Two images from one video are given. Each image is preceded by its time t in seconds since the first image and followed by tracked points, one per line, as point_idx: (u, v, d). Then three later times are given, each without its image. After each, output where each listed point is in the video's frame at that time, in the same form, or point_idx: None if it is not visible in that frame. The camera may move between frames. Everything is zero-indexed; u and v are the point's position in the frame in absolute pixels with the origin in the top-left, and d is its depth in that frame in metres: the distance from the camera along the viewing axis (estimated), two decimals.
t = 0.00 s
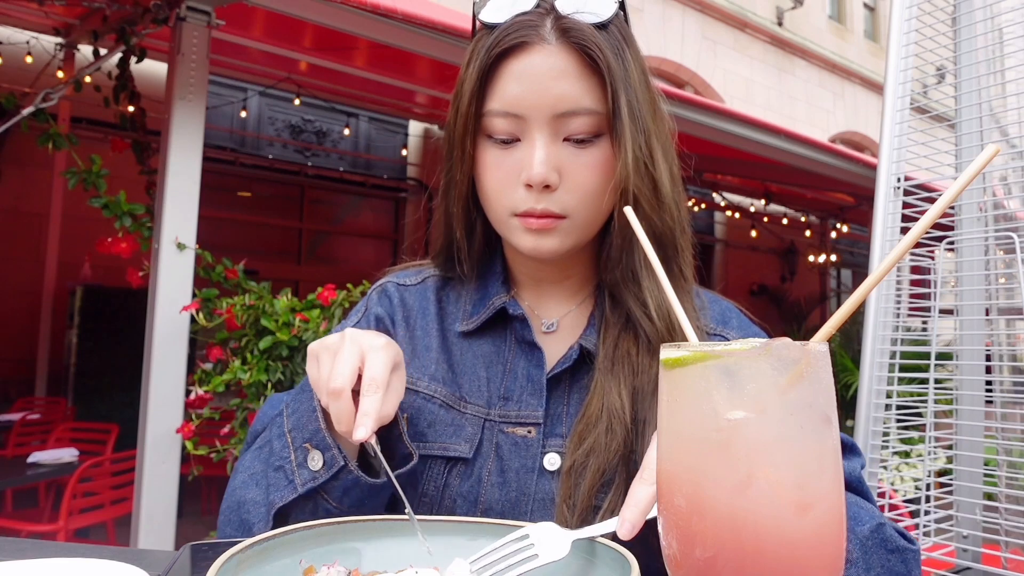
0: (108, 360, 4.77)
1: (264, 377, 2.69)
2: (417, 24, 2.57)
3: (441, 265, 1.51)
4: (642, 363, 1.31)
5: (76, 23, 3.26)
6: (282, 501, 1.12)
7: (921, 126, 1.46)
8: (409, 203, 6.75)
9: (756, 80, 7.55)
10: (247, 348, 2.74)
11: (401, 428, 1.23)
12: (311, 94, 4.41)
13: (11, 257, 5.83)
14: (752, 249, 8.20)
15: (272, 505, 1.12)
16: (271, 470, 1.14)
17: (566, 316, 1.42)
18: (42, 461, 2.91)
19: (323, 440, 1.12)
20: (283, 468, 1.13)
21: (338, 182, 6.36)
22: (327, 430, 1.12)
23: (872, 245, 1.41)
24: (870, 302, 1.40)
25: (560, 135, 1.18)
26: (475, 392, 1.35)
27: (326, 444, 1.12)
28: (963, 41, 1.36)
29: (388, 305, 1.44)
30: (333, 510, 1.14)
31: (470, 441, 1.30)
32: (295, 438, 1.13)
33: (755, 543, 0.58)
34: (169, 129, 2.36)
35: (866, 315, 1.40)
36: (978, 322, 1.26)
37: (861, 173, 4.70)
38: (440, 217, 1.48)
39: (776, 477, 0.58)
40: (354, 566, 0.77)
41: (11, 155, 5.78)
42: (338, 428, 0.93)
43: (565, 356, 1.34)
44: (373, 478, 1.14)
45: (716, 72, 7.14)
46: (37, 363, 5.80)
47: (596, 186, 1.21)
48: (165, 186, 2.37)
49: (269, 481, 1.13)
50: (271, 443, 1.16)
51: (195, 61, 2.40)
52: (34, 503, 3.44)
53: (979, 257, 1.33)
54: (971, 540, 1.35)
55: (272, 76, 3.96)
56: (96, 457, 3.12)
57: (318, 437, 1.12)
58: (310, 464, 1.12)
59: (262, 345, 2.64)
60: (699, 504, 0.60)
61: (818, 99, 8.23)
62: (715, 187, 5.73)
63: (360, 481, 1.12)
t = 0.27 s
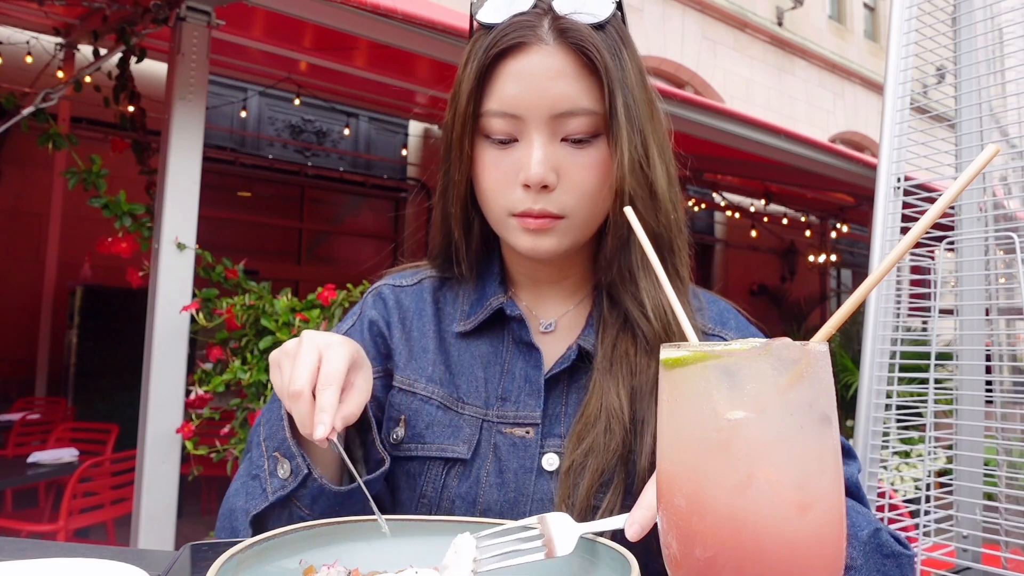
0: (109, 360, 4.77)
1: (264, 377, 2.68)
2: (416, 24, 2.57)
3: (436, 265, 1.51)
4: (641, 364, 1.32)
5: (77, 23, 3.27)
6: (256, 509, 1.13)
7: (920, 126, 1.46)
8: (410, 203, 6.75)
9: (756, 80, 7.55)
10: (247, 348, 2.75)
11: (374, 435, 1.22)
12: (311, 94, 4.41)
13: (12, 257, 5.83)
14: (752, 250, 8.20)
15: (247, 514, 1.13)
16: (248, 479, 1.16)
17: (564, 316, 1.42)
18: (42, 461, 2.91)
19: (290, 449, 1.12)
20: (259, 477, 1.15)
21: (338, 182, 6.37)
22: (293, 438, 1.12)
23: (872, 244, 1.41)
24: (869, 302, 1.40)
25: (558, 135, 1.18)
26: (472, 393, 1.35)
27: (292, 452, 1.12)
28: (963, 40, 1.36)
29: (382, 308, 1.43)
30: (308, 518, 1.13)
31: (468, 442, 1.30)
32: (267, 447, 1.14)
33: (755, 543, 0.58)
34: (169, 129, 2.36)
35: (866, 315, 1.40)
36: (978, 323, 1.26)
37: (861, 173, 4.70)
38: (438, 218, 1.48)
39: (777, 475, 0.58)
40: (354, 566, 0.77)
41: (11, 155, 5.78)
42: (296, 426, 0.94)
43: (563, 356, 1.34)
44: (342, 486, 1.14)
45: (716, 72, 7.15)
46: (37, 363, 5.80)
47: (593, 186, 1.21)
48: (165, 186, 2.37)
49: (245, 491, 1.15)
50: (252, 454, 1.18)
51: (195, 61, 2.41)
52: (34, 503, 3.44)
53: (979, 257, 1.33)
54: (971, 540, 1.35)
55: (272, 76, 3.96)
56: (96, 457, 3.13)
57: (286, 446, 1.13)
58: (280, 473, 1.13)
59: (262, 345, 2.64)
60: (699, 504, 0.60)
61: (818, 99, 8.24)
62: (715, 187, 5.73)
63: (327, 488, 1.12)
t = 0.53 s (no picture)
0: (109, 360, 4.77)
1: (264, 377, 2.67)
2: (417, 24, 2.57)
3: (427, 263, 1.51)
4: (633, 362, 1.33)
5: (76, 23, 3.27)
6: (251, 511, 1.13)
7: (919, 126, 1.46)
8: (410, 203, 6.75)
9: (756, 80, 7.55)
10: (247, 348, 2.74)
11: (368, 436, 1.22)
12: (311, 94, 4.41)
13: (12, 257, 5.83)
14: (752, 249, 8.20)
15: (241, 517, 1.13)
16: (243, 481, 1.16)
17: (556, 315, 1.42)
18: (42, 461, 2.90)
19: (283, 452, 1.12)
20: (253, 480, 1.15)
21: (338, 182, 6.36)
22: (213, 482, 1.01)
23: (872, 243, 1.41)
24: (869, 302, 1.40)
25: (544, 130, 1.18)
26: (464, 393, 1.34)
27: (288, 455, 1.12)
28: (963, 40, 1.36)
29: (376, 307, 1.42)
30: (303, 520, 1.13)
31: (460, 443, 1.30)
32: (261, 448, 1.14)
33: (755, 541, 0.58)
34: (169, 129, 2.36)
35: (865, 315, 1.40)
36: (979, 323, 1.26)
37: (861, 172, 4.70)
38: (430, 217, 1.47)
39: (777, 474, 0.58)
40: (354, 566, 0.77)
41: (11, 155, 5.79)
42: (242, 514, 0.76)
43: (559, 357, 1.34)
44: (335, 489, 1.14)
45: (716, 72, 7.15)
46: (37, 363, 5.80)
47: (580, 180, 1.21)
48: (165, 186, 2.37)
49: (176, 523, 1.03)
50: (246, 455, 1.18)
51: (195, 61, 2.41)
52: (34, 503, 3.44)
53: (979, 258, 1.33)
54: (971, 540, 1.35)
55: (272, 76, 3.96)
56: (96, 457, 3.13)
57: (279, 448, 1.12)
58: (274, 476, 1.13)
59: (262, 345, 2.64)
60: (699, 504, 0.60)
61: (819, 99, 8.24)
62: (715, 187, 5.73)
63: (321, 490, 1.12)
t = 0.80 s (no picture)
0: (109, 360, 4.77)
1: (264, 377, 2.68)
2: (417, 24, 2.57)
3: (427, 263, 1.51)
4: (633, 362, 1.33)
5: (76, 23, 3.27)
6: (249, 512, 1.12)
7: (919, 126, 1.46)
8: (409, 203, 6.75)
9: (756, 80, 7.55)
10: (247, 348, 2.74)
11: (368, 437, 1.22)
12: (311, 94, 4.41)
13: (11, 257, 5.83)
14: (751, 249, 8.20)
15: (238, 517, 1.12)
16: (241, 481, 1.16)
17: (556, 314, 1.42)
18: (42, 461, 2.90)
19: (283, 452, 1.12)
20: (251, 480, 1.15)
21: (338, 182, 6.36)
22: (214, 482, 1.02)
23: (872, 243, 1.41)
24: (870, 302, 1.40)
25: (543, 129, 1.18)
26: (464, 393, 1.35)
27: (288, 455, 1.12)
28: (963, 40, 1.36)
29: (376, 307, 1.42)
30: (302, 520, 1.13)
31: (459, 443, 1.30)
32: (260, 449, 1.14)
33: (754, 541, 0.58)
34: (170, 130, 2.36)
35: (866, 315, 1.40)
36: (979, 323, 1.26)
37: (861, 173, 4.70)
38: (430, 217, 1.46)
39: (776, 474, 0.58)
40: (354, 566, 0.77)
41: (11, 155, 5.79)
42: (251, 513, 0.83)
43: (558, 356, 1.34)
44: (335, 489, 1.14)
45: (716, 72, 7.15)
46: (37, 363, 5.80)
47: (579, 179, 1.21)
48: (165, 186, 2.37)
49: (177, 524, 1.05)
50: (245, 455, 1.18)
51: (195, 61, 2.41)
52: (33, 503, 3.44)
53: (979, 258, 1.33)
54: (971, 540, 1.35)
55: (272, 76, 3.97)
56: (96, 457, 3.13)
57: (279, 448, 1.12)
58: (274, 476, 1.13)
59: (262, 345, 2.64)
60: (699, 504, 0.60)
61: (819, 99, 8.23)
62: (715, 187, 5.72)
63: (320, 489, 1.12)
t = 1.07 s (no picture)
0: (109, 360, 4.77)
1: (264, 377, 2.68)
2: (417, 24, 2.57)
3: (428, 263, 1.51)
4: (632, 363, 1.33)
5: (76, 23, 3.27)
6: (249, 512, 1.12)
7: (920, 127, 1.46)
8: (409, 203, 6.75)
9: (756, 79, 7.55)
10: (247, 348, 2.75)
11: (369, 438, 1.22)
12: (311, 94, 4.41)
13: (12, 257, 5.84)
14: (751, 249, 8.20)
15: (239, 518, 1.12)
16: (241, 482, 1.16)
17: (557, 314, 1.42)
18: (42, 461, 2.91)
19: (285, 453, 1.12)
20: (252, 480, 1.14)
21: (338, 182, 6.36)
22: (225, 487, 1.03)
23: (872, 244, 1.41)
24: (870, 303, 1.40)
25: (544, 129, 1.18)
26: (465, 392, 1.35)
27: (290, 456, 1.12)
28: (963, 40, 1.36)
29: (377, 307, 1.42)
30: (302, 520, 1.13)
31: (461, 442, 1.30)
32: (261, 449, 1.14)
33: (755, 541, 0.58)
34: (169, 130, 2.36)
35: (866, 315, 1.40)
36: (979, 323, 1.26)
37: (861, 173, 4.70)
38: (431, 216, 1.46)
39: (776, 474, 0.58)
40: (354, 566, 0.77)
41: (11, 155, 5.79)
42: (272, 531, 0.79)
43: (558, 357, 1.35)
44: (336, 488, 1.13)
45: (716, 72, 7.15)
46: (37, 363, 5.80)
47: (580, 179, 1.21)
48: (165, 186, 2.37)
49: (189, 527, 1.06)
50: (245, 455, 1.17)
51: (195, 61, 2.41)
52: (34, 503, 3.45)
53: (979, 258, 1.33)
54: (971, 540, 1.35)
55: (272, 76, 3.97)
56: (96, 457, 3.13)
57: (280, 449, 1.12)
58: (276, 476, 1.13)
59: (262, 345, 2.64)
60: (699, 504, 0.60)
61: (819, 99, 8.24)
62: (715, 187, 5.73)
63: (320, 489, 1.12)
